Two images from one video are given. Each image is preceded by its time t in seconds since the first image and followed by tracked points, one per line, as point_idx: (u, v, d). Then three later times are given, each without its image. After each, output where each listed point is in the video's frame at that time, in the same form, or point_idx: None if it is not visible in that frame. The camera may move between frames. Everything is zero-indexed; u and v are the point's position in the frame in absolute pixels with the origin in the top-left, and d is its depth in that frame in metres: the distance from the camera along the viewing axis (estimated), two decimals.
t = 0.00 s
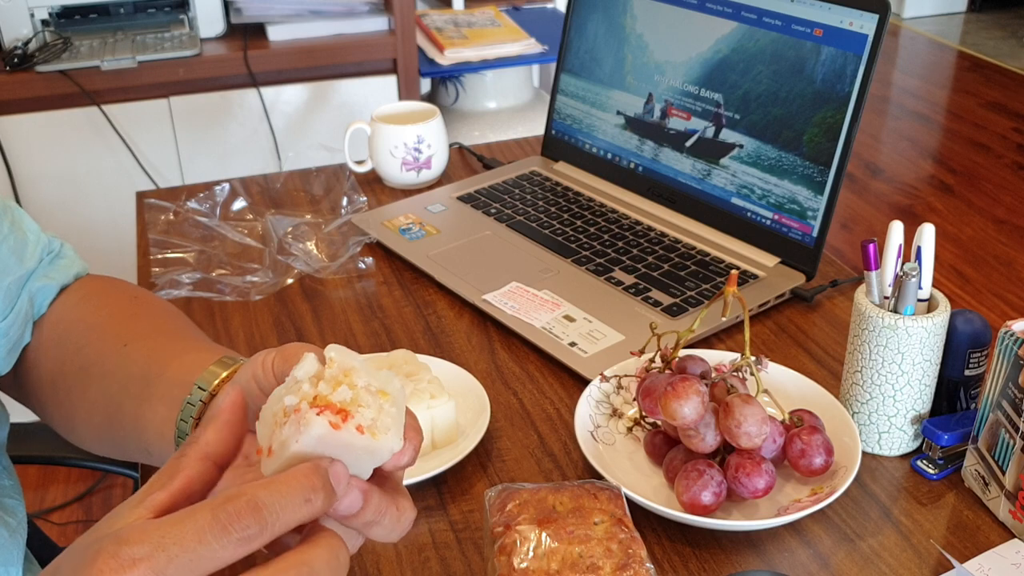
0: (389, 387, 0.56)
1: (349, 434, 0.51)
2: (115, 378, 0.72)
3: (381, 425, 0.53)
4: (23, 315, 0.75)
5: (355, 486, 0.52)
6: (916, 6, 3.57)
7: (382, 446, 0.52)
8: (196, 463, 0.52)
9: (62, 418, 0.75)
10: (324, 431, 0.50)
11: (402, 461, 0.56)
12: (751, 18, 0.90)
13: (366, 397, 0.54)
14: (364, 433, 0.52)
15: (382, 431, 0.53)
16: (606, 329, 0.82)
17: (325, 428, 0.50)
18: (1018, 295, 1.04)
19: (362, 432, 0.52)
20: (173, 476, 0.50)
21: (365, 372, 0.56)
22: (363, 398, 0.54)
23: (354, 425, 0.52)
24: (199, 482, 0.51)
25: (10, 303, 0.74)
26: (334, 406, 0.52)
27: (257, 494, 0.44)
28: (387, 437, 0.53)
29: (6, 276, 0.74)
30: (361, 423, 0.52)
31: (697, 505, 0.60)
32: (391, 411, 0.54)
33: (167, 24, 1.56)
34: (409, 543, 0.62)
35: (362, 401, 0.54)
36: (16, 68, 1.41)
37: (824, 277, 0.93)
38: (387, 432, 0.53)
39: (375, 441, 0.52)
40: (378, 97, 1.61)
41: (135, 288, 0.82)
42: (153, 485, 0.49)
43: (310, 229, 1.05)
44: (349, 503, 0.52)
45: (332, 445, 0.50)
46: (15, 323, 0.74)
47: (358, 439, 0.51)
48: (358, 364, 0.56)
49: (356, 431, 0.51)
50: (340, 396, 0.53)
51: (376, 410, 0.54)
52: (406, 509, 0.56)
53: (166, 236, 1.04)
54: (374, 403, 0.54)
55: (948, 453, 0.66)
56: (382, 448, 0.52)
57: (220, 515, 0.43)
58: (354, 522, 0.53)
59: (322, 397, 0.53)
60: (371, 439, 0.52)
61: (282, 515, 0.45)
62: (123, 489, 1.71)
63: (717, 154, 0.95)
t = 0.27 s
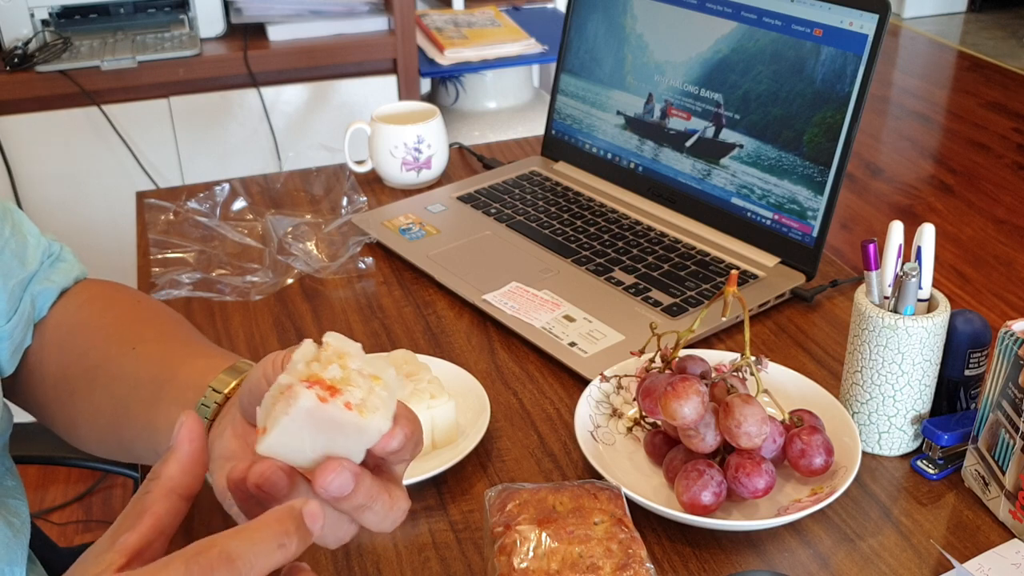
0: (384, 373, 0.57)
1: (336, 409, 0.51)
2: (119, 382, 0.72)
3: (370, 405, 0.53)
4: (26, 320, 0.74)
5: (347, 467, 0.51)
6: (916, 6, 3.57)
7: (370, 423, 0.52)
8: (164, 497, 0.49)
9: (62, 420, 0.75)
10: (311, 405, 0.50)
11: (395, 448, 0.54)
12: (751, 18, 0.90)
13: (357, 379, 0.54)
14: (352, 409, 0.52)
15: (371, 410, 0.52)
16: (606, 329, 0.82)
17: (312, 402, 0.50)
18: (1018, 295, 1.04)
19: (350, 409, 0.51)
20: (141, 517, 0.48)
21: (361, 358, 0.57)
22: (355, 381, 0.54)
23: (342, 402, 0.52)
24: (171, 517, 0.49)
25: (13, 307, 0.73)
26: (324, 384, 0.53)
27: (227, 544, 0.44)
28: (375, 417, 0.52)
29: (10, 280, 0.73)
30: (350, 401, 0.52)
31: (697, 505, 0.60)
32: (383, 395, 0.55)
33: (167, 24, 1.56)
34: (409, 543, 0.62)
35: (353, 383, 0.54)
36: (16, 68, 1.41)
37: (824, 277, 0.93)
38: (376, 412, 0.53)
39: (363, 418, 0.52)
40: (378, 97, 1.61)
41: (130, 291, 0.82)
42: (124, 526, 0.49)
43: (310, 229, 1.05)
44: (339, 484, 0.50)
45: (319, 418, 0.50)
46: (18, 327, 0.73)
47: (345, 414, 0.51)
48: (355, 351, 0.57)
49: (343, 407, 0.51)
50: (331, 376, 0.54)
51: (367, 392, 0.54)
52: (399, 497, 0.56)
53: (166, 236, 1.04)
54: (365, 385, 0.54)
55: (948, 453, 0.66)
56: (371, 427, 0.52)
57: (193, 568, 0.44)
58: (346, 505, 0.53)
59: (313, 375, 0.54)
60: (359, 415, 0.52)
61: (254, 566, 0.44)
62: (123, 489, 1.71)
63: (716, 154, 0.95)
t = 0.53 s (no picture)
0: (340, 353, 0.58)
1: (283, 385, 0.53)
2: (118, 380, 0.72)
3: (321, 382, 0.54)
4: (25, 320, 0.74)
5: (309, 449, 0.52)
6: (916, 6, 3.57)
7: (321, 400, 0.53)
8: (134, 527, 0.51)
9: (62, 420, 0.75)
10: (257, 382, 0.52)
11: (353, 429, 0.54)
12: (751, 18, 0.90)
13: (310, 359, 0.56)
14: (301, 387, 0.53)
15: (322, 387, 0.54)
16: (606, 329, 0.82)
17: (259, 379, 0.52)
18: (1018, 295, 1.04)
19: (298, 386, 0.53)
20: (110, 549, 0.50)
21: (318, 340, 0.58)
22: (309, 361, 0.56)
23: (291, 379, 0.53)
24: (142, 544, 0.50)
25: (15, 307, 0.73)
26: (274, 364, 0.55)
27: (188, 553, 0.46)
28: (326, 394, 0.54)
29: (10, 280, 0.73)
30: (299, 379, 0.54)
31: (697, 505, 0.60)
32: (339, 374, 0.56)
33: (167, 24, 1.56)
34: (410, 543, 0.62)
35: (306, 363, 0.56)
36: (16, 68, 1.41)
37: (824, 277, 0.93)
38: (328, 389, 0.54)
39: (312, 395, 0.53)
40: (378, 97, 1.61)
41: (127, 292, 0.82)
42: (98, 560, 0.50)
43: (310, 229, 1.05)
44: (302, 466, 0.51)
45: (268, 396, 0.52)
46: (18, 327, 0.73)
47: (293, 390, 0.53)
48: (313, 334, 0.59)
49: (291, 384, 0.53)
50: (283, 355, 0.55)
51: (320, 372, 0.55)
52: (372, 482, 0.57)
53: (166, 236, 1.04)
54: (318, 365, 0.56)
55: (948, 453, 0.66)
56: (322, 404, 0.53)
57: None
58: (312, 487, 0.54)
59: (266, 356, 0.55)
60: (308, 392, 0.53)
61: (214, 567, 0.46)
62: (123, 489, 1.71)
63: (716, 154, 0.95)
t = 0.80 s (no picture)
0: (334, 372, 0.57)
1: (281, 413, 0.52)
2: (110, 382, 0.72)
3: (317, 405, 0.54)
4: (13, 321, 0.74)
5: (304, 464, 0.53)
6: (916, 6, 3.57)
7: (317, 423, 0.53)
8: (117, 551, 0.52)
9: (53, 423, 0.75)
10: (256, 410, 0.51)
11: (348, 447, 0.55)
12: (751, 18, 0.90)
13: (305, 379, 0.55)
14: (298, 411, 0.53)
15: (318, 410, 0.54)
16: (606, 329, 0.82)
17: (257, 407, 0.51)
18: (1018, 295, 1.04)
19: (296, 411, 0.52)
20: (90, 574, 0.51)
21: (310, 356, 0.57)
22: (304, 382, 0.55)
23: (289, 404, 0.53)
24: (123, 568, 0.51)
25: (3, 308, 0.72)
26: (270, 386, 0.53)
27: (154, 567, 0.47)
28: (322, 417, 0.54)
29: None
30: (296, 403, 0.53)
31: (697, 505, 0.60)
32: (332, 395, 0.55)
33: (167, 24, 1.56)
34: (410, 543, 0.62)
35: (301, 383, 0.55)
36: (16, 68, 1.41)
37: (824, 277, 0.93)
38: (323, 412, 0.54)
39: (309, 420, 0.53)
40: (378, 97, 1.61)
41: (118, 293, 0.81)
42: None
43: (310, 229, 1.05)
44: (297, 480, 0.52)
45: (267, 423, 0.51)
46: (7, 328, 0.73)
47: (291, 418, 0.52)
48: (305, 350, 0.57)
49: (289, 410, 0.52)
50: (279, 377, 0.54)
51: (315, 393, 0.55)
52: (363, 495, 0.58)
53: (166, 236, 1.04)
54: (313, 386, 0.55)
55: (948, 453, 0.66)
56: (318, 428, 0.53)
57: None
58: (306, 501, 0.54)
59: (261, 379, 0.54)
60: (305, 417, 0.53)
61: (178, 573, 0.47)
62: (123, 489, 1.72)
63: (716, 154, 0.95)
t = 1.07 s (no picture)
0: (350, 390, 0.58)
1: (303, 429, 0.52)
2: (104, 384, 0.72)
3: (336, 423, 0.54)
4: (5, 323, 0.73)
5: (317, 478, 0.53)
6: (916, 6, 3.57)
7: (335, 441, 0.54)
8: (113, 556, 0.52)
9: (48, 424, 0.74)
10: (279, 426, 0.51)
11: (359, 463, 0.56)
12: (751, 17, 0.90)
13: (324, 397, 0.56)
14: (318, 429, 0.53)
15: (336, 428, 0.54)
16: (606, 329, 0.82)
17: (280, 422, 0.51)
18: (1018, 295, 1.04)
19: (316, 428, 0.53)
20: None
21: (329, 376, 0.58)
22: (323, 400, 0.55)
23: (309, 421, 0.53)
24: None
25: None
26: (292, 403, 0.54)
27: None
28: (340, 435, 0.54)
29: None
30: (317, 421, 0.54)
31: (697, 505, 0.60)
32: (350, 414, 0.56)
33: (167, 24, 1.56)
34: (410, 543, 0.62)
35: (320, 401, 0.55)
36: (16, 68, 1.41)
37: (824, 277, 0.93)
38: (342, 430, 0.54)
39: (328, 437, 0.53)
40: (378, 97, 1.61)
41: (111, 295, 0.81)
42: None
43: (310, 229, 1.05)
44: (311, 493, 0.53)
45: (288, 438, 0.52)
46: None
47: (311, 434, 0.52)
48: (324, 370, 0.58)
49: (310, 426, 0.53)
50: (299, 395, 0.55)
51: (334, 412, 0.55)
52: (367, 506, 0.58)
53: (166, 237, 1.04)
54: (332, 404, 0.55)
55: (948, 453, 0.66)
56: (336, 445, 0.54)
57: None
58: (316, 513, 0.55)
59: (282, 397, 0.54)
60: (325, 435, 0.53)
61: None
62: (123, 489, 1.72)
63: (716, 154, 0.95)
